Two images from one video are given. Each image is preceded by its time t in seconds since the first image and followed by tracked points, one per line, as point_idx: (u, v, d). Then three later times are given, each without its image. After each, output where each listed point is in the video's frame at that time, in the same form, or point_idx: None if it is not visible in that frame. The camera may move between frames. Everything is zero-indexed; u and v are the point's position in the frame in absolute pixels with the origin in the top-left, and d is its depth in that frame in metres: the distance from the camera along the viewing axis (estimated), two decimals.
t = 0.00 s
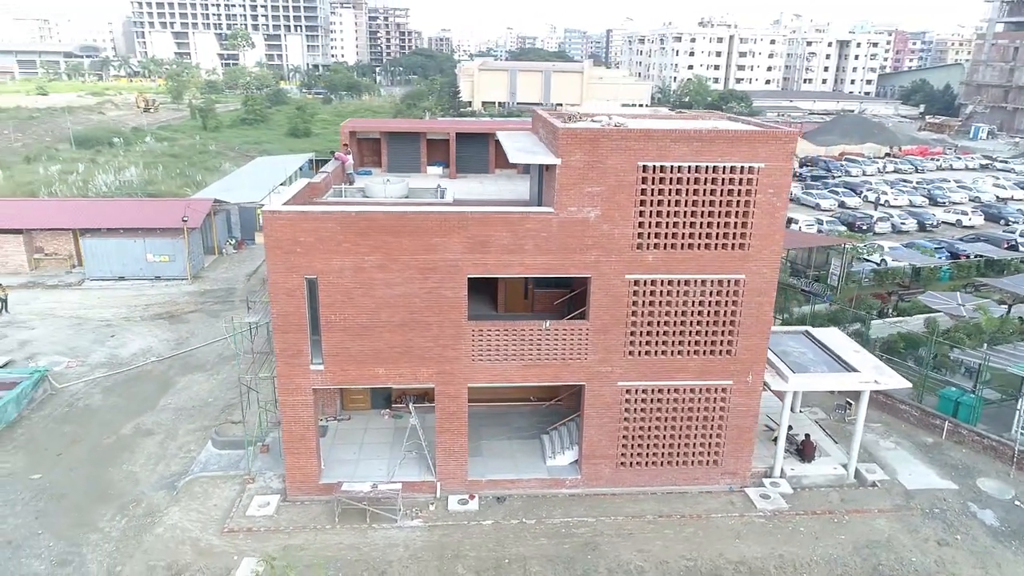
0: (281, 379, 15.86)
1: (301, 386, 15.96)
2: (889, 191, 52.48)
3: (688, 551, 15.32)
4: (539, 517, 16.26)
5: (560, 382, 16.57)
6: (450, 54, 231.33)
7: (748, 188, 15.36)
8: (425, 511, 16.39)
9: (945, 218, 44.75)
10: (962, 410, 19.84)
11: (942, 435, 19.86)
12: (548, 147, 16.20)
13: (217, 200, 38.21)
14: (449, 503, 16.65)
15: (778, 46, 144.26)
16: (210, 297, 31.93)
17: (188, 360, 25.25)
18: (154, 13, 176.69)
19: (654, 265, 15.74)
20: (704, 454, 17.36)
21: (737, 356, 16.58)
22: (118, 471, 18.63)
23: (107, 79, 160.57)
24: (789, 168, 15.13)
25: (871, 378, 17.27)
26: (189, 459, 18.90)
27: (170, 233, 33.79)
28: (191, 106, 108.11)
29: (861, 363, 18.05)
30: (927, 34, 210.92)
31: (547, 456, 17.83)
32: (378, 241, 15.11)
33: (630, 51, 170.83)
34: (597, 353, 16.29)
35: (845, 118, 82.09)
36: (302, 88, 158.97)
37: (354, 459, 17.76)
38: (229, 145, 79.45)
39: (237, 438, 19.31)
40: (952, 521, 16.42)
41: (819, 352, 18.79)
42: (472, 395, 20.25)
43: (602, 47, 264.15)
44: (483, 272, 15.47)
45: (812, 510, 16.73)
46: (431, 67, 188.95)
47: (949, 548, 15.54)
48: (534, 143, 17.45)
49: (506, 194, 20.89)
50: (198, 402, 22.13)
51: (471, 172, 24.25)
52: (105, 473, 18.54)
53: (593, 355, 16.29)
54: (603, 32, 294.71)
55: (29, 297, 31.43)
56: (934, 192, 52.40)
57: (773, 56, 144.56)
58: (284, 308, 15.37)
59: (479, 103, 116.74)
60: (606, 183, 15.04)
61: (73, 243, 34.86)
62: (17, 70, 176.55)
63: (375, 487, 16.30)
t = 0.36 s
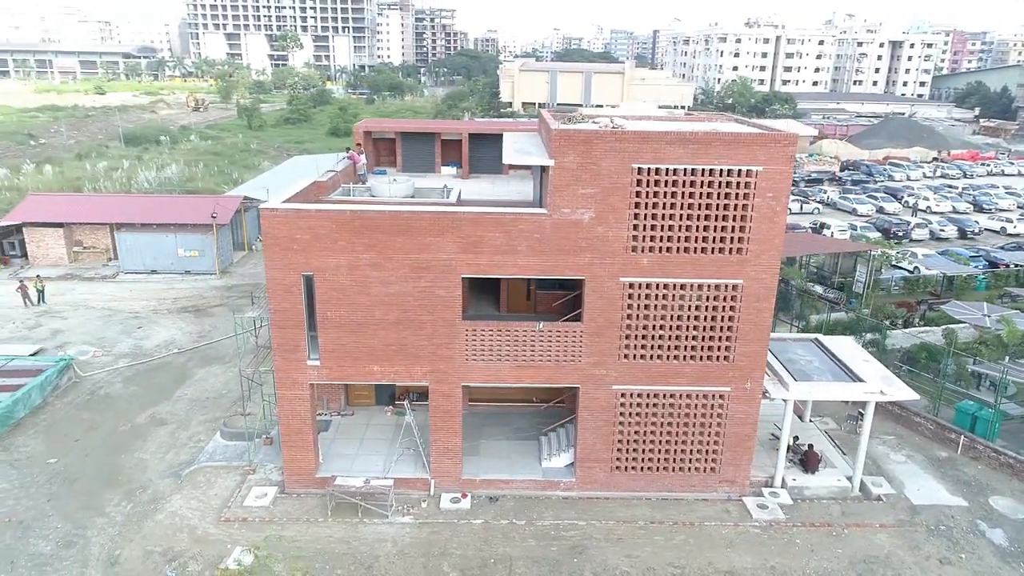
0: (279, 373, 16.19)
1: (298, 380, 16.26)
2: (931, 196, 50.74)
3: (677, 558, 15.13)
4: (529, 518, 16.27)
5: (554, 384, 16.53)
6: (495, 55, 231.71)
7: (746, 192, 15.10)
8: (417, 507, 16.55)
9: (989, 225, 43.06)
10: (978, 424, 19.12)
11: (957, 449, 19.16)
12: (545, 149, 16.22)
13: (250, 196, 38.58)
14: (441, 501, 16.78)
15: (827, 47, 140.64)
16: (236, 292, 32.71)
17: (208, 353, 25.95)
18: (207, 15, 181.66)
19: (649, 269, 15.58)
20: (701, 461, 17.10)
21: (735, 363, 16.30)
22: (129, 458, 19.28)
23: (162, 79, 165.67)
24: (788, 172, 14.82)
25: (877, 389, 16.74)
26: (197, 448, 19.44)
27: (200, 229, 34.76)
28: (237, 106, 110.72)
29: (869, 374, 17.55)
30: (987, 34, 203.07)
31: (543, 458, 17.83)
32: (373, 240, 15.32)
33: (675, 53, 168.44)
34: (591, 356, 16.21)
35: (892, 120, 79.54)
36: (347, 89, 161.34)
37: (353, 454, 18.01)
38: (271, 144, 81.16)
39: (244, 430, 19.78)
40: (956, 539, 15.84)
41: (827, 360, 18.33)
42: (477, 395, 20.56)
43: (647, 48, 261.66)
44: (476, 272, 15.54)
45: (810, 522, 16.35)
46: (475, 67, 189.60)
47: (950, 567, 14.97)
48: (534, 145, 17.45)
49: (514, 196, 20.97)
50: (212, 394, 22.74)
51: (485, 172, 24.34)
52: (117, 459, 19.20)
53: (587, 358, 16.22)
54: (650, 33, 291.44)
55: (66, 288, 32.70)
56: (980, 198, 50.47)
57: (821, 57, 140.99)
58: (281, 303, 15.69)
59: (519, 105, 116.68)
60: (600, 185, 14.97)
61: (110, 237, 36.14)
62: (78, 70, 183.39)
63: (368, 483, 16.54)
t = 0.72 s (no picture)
0: (279, 368, 16.52)
1: (298, 375, 16.57)
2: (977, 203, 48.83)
3: (665, 566, 14.93)
4: (520, 519, 16.26)
5: (549, 386, 16.49)
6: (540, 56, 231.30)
7: (744, 197, 14.83)
8: (410, 504, 16.70)
9: None
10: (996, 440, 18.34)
11: (973, 466, 18.43)
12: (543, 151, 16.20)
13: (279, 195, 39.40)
14: (435, 499, 16.89)
15: (879, 48, 136.66)
16: (261, 287, 33.45)
17: (227, 346, 26.61)
18: (259, 17, 186.16)
19: (645, 272, 15.44)
20: (699, 469, 16.84)
21: (734, 369, 16.00)
22: (142, 446, 19.92)
23: (214, 79, 170.26)
24: (788, 176, 14.49)
25: (883, 401, 16.24)
26: (207, 439, 19.97)
27: (230, 225, 35.65)
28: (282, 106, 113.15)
29: (876, 385, 17.03)
30: None
31: (540, 459, 17.79)
32: (370, 239, 15.52)
33: (721, 53, 165.55)
34: (586, 359, 16.13)
35: (942, 124, 76.84)
36: (392, 89, 163.32)
37: (353, 449, 18.25)
38: (312, 143, 82.69)
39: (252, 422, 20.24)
40: (961, 559, 15.25)
41: (835, 370, 17.85)
42: (481, 395, 20.62)
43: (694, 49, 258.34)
44: (471, 273, 15.61)
45: (808, 535, 15.95)
46: (519, 68, 189.62)
47: None
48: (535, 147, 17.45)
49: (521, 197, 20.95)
50: (227, 386, 23.33)
51: (498, 173, 24.38)
52: (131, 447, 19.87)
53: (582, 361, 16.13)
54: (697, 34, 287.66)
55: (101, 280, 33.93)
56: None
57: (872, 58, 137.07)
58: (281, 300, 16.01)
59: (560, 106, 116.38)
60: (595, 188, 14.89)
61: (145, 232, 37.34)
62: (136, 70, 189.85)
63: (363, 478, 16.75)
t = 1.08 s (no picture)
0: (277, 363, 16.84)
1: (294, 370, 16.86)
2: (1023, 210, 46.91)
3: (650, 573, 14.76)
4: (509, 520, 16.26)
5: (541, 388, 16.45)
6: (583, 57, 230.25)
7: (738, 200, 14.58)
8: (402, 502, 16.84)
9: None
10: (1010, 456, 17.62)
11: (984, 482, 17.77)
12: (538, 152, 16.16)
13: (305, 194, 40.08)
14: (426, 497, 17.00)
15: (930, 49, 132.29)
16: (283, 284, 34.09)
17: (244, 341, 27.20)
18: (305, 19, 189.53)
19: (636, 276, 15.28)
20: (692, 476, 16.60)
21: (727, 376, 15.72)
22: (153, 436, 20.52)
23: (261, 79, 174.06)
24: (782, 179, 14.19)
25: (883, 412, 15.77)
26: (214, 431, 20.47)
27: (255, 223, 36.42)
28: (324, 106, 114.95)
29: (879, 395, 16.54)
30: None
31: (533, 461, 17.74)
32: (364, 238, 15.71)
33: (766, 54, 162.45)
34: (577, 362, 16.04)
35: (993, 127, 74.00)
36: (433, 90, 164.54)
37: (350, 445, 18.48)
38: (349, 143, 83.79)
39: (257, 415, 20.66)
40: None
41: (838, 379, 17.40)
42: (481, 395, 20.63)
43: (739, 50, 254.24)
44: (463, 273, 15.67)
45: (802, 547, 15.57)
46: (560, 68, 189.04)
47: None
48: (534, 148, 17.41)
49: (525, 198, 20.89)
50: (239, 380, 23.85)
51: (508, 174, 24.37)
52: (142, 436, 20.49)
53: (573, 363, 16.05)
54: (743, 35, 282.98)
55: (132, 274, 35.03)
56: None
57: (923, 59, 132.73)
58: (278, 297, 16.31)
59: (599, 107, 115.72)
60: (586, 190, 14.80)
61: (176, 228, 38.42)
62: (187, 70, 195.20)
63: (356, 475, 16.96)
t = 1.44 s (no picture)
0: (276, 358, 17.21)
1: (293, 365, 17.20)
2: None
3: None
4: (499, 519, 16.30)
5: (533, 389, 16.48)
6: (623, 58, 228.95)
7: (730, 203, 14.39)
8: (394, 497, 17.02)
9: None
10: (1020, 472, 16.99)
11: (993, 498, 17.17)
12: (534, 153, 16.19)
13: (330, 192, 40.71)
14: (419, 493, 17.16)
15: (982, 49, 128.04)
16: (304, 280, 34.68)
17: (260, 336, 27.77)
18: (348, 20, 192.48)
19: (627, 278, 15.19)
20: (685, 482, 16.43)
21: (720, 381, 15.52)
22: (163, 425, 21.13)
23: (304, 80, 177.19)
24: (774, 182, 13.96)
25: (881, 423, 15.39)
26: (221, 422, 20.97)
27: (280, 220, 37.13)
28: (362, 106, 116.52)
29: (879, 406, 16.14)
30: None
31: (528, 461, 17.76)
32: (359, 236, 15.94)
33: (810, 55, 159.12)
34: (569, 363, 16.02)
35: None
36: (471, 90, 165.39)
37: (349, 440, 18.72)
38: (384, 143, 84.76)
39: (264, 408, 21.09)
40: None
41: (838, 387, 17.02)
42: (482, 395, 20.70)
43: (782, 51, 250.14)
44: (455, 272, 15.79)
45: (793, 557, 15.28)
46: (600, 70, 187.95)
47: None
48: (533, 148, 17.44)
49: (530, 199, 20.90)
50: (251, 373, 24.35)
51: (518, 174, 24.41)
52: (153, 426, 21.12)
53: (565, 365, 16.04)
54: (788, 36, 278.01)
55: (161, 268, 36.05)
56: None
57: (973, 60, 128.55)
58: (277, 292, 16.66)
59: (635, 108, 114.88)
60: (576, 191, 14.78)
61: (205, 224, 39.41)
62: (234, 71, 199.96)
63: (349, 469, 17.20)
